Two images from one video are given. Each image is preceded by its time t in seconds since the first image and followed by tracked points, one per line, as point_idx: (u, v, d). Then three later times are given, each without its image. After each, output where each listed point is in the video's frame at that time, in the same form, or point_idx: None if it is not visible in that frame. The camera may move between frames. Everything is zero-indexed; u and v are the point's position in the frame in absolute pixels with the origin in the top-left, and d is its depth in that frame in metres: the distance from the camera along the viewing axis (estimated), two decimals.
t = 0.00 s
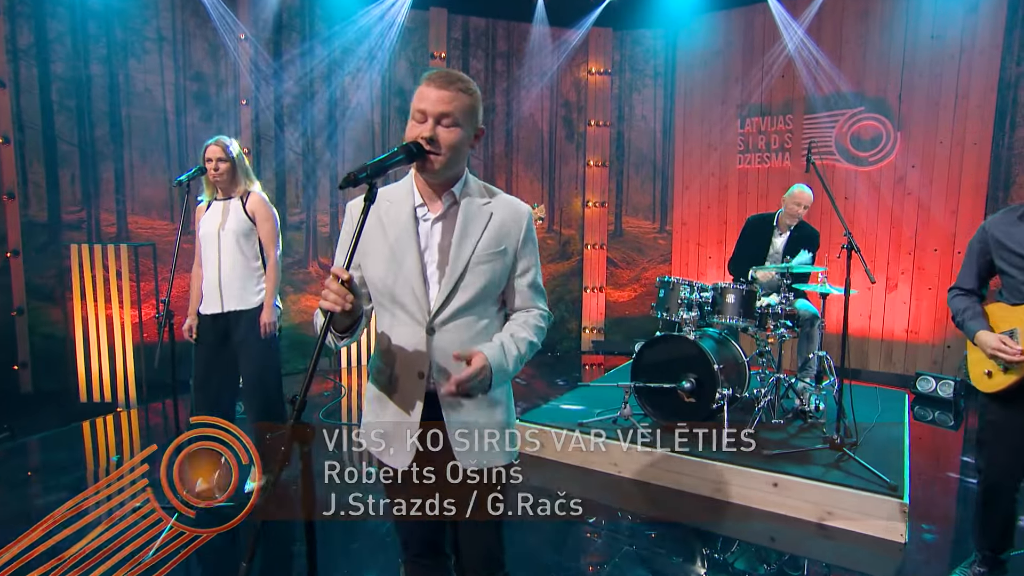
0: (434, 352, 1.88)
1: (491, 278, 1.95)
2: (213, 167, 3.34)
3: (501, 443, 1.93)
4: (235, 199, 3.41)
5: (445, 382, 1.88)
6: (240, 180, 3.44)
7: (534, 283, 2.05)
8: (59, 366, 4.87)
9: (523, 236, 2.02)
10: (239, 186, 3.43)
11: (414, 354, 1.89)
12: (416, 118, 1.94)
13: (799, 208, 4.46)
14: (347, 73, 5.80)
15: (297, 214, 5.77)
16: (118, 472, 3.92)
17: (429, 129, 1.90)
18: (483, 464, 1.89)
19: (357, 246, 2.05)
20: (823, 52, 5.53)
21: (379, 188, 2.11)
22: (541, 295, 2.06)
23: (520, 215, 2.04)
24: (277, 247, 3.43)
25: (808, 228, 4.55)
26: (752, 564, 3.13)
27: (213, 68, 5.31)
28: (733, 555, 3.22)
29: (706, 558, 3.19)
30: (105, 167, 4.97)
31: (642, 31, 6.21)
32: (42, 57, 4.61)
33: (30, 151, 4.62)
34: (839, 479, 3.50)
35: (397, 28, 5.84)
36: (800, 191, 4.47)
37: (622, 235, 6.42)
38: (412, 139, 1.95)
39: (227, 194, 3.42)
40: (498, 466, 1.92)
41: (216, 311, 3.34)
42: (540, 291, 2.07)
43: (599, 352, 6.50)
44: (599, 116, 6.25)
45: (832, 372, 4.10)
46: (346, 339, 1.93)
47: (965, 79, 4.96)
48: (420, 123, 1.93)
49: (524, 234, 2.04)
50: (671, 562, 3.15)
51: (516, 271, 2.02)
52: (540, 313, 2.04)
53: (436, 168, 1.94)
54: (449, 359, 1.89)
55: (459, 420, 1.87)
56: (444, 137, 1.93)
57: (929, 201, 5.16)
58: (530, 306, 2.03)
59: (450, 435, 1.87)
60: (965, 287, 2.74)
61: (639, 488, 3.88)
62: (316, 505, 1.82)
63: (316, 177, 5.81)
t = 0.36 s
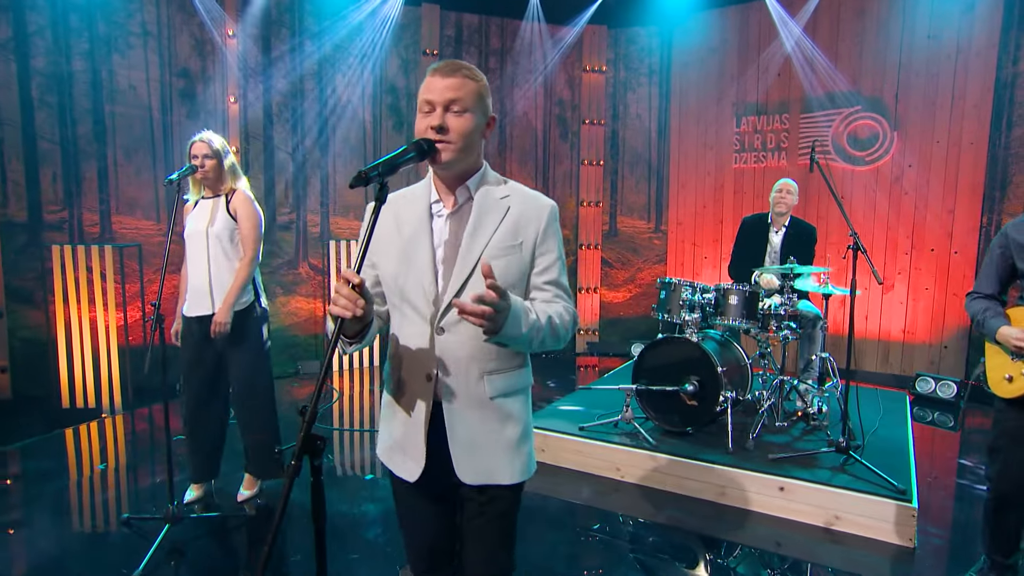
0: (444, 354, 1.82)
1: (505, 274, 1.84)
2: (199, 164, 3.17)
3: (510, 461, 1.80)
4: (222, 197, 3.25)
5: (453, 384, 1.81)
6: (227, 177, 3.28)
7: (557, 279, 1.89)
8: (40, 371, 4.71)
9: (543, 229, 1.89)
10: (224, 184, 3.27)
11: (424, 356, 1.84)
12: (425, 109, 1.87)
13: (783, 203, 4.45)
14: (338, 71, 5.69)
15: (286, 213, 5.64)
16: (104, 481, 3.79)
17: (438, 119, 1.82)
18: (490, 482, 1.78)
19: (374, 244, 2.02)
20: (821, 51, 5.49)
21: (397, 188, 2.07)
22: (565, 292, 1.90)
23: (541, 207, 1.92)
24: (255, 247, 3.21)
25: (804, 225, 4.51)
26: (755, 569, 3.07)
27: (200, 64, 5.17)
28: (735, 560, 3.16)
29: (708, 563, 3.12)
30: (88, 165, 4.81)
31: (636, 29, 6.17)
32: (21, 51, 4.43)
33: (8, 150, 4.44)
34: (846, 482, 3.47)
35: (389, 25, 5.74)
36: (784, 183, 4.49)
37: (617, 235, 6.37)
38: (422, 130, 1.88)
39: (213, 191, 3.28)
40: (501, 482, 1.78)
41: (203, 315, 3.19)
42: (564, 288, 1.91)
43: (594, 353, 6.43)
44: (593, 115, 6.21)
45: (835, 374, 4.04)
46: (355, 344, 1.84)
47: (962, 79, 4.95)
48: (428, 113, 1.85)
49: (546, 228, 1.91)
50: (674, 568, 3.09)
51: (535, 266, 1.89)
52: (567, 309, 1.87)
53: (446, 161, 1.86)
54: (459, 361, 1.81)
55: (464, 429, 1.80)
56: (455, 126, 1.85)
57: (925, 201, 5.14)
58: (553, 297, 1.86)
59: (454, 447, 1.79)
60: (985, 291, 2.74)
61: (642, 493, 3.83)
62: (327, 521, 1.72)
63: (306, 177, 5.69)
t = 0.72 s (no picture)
0: (466, 360, 1.75)
1: (529, 271, 1.76)
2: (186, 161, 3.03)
3: (536, 474, 1.70)
4: (209, 195, 3.10)
5: (473, 390, 1.74)
6: (214, 176, 3.14)
7: (592, 275, 1.78)
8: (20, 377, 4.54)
9: (571, 220, 1.79)
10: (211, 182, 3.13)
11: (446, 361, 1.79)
12: (445, 104, 1.83)
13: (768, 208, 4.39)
14: (328, 69, 5.58)
15: (276, 213, 5.51)
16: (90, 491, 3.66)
17: (459, 112, 1.79)
18: (513, 497, 1.69)
19: (402, 248, 2.00)
20: (819, 48, 5.45)
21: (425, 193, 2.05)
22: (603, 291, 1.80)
23: (568, 196, 1.82)
24: (243, 252, 3.13)
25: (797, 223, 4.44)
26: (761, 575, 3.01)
27: (186, 60, 5.04)
28: (739, 565, 3.10)
29: (712, 569, 3.06)
30: (70, 163, 4.63)
31: (631, 27, 6.12)
32: None
33: None
34: (853, 486, 3.43)
35: (381, 21, 5.64)
36: (766, 186, 4.41)
37: (612, 235, 6.31)
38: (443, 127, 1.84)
39: (201, 187, 3.12)
40: (527, 496, 1.67)
41: (190, 314, 3.05)
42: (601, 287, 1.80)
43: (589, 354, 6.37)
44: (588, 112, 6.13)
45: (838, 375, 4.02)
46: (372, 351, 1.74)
47: (959, 78, 4.93)
48: (448, 108, 1.81)
49: (575, 219, 1.80)
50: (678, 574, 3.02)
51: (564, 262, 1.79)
52: (604, 310, 1.76)
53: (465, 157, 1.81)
54: (480, 366, 1.74)
55: (486, 440, 1.72)
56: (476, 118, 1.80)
57: (921, 200, 5.13)
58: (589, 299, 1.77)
59: (477, 459, 1.71)
60: (1002, 295, 2.66)
61: (646, 498, 3.78)
62: (340, 538, 1.63)
63: (296, 177, 5.57)
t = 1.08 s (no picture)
0: (481, 369, 1.66)
1: (546, 276, 1.67)
2: (174, 161, 2.90)
3: (555, 488, 1.60)
4: (202, 199, 3.00)
5: (487, 400, 1.65)
6: (202, 176, 3.01)
7: (612, 281, 1.70)
8: None
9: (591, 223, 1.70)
10: (200, 186, 3.01)
11: (460, 370, 1.71)
12: (455, 104, 1.77)
13: (773, 205, 4.37)
14: (317, 67, 5.46)
15: (263, 213, 5.38)
16: (70, 503, 3.50)
17: (470, 111, 1.71)
18: (531, 510, 1.59)
19: (414, 253, 1.92)
20: (815, 47, 5.41)
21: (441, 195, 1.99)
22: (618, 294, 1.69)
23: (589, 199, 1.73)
24: (241, 261, 3.11)
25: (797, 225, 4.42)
26: None
27: (170, 56, 4.90)
28: (741, 571, 3.03)
29: None
30: (48, 161, 4.47)
31: (624, 25, 6.10)
32: None
33: None
34: (857, 490, 3.38)
35: (371, 17, 5.54)
36: (770, 183, 4.43)
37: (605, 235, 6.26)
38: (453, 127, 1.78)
39: (190, 191, 2.99)
40: (545, 510, 1.58)
41: (182, 322, 2.93)
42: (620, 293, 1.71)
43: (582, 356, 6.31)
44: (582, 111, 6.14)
45: (840, 376, 3.96)
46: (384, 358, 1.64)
47: (953, 77, 4.92)
48: (458, 109, 1.76)
49: (594, 221, 1.71)
50: None
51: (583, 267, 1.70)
52: (622, 317, 1.67)
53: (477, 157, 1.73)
54: (494, 374, 1.65)
55: (503, 452, 1.62)
56: (488, 118, 1.73)
57: (917, 200, 5.12)
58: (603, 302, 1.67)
59: (493, 472, 1.62)
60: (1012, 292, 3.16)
61: (647, 503, 3.71)
62: (351, 554, 1.54)
63: (284, 178, 5.44)
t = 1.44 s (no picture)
0: (485, 374, 1.64)
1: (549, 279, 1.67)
2: (162, 159, 2.80)
3: (560, 493, 1.60)
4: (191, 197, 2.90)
5: (491, 406, 1.63)
6: (192, 173, 2.92)
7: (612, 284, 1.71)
8: None
9: (592, 226, 1.72)
10: (189, 184, 2.92)
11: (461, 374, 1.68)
12: (462, 102, 1.71)
13: (778, 205, 4.31)
14: (301, 66, 5.37)
15: (247, 214, 5.25)
16: (47, 517, 3.36)
17: (481, 110, 1.68)
18: (537, 518, 1.58)
19: (408, 257, 1.89)
20: (805, 48, 5.41)
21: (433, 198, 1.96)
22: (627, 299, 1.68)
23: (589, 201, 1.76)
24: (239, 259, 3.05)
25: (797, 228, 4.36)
26: None
27: (149, 54, 4.76)
28: None
29: None
30: (20, 161, 4.30)
31: (613, 25, 6.06)
32: None
33: None
34: (857, 494, 3.35)
35: (358, 15, 5.46)
36: (779, 184, 4.35)
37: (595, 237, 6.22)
38: (458, 126, 1.72)
39: (176, 191, 2.89)
40: (550, 518, 1.57)
41: (172, 326, 2.82)
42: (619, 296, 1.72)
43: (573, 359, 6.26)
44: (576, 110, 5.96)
45: (835, 378, 3.96)
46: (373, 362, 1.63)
47: (941, 79, 4.94)
48: (467, 107, 1.70)
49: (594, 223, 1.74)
50: None
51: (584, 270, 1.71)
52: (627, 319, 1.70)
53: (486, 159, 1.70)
54: (498, 379, 1.64)
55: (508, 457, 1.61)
56: (499, 120, 1.71)
57: (906, 202, 5.13)
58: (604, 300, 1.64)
59: (498, 478, 1.60)
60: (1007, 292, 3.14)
61: (644, 510, 3.65)
62: None
63: (268, 180, 5.33)
